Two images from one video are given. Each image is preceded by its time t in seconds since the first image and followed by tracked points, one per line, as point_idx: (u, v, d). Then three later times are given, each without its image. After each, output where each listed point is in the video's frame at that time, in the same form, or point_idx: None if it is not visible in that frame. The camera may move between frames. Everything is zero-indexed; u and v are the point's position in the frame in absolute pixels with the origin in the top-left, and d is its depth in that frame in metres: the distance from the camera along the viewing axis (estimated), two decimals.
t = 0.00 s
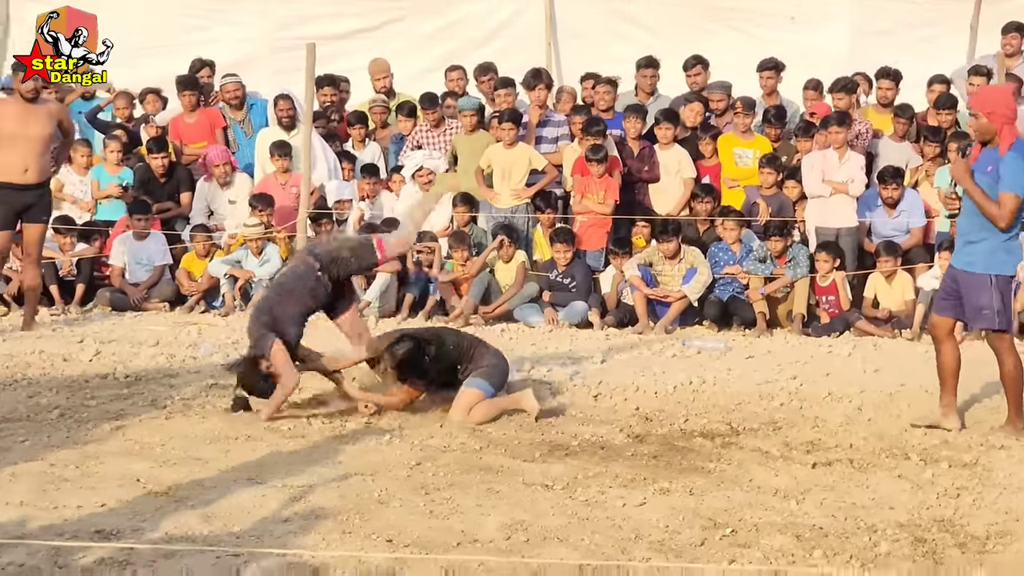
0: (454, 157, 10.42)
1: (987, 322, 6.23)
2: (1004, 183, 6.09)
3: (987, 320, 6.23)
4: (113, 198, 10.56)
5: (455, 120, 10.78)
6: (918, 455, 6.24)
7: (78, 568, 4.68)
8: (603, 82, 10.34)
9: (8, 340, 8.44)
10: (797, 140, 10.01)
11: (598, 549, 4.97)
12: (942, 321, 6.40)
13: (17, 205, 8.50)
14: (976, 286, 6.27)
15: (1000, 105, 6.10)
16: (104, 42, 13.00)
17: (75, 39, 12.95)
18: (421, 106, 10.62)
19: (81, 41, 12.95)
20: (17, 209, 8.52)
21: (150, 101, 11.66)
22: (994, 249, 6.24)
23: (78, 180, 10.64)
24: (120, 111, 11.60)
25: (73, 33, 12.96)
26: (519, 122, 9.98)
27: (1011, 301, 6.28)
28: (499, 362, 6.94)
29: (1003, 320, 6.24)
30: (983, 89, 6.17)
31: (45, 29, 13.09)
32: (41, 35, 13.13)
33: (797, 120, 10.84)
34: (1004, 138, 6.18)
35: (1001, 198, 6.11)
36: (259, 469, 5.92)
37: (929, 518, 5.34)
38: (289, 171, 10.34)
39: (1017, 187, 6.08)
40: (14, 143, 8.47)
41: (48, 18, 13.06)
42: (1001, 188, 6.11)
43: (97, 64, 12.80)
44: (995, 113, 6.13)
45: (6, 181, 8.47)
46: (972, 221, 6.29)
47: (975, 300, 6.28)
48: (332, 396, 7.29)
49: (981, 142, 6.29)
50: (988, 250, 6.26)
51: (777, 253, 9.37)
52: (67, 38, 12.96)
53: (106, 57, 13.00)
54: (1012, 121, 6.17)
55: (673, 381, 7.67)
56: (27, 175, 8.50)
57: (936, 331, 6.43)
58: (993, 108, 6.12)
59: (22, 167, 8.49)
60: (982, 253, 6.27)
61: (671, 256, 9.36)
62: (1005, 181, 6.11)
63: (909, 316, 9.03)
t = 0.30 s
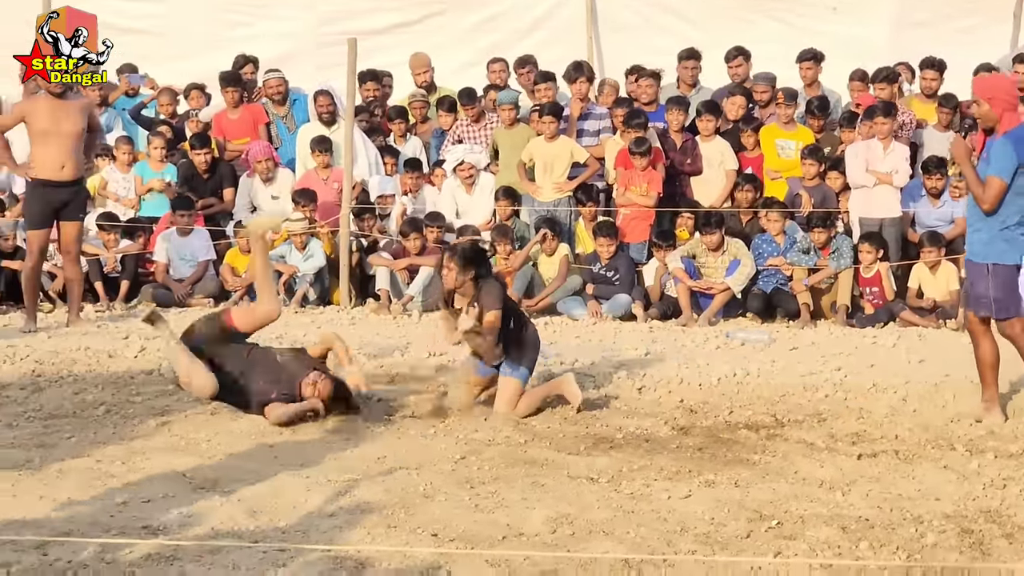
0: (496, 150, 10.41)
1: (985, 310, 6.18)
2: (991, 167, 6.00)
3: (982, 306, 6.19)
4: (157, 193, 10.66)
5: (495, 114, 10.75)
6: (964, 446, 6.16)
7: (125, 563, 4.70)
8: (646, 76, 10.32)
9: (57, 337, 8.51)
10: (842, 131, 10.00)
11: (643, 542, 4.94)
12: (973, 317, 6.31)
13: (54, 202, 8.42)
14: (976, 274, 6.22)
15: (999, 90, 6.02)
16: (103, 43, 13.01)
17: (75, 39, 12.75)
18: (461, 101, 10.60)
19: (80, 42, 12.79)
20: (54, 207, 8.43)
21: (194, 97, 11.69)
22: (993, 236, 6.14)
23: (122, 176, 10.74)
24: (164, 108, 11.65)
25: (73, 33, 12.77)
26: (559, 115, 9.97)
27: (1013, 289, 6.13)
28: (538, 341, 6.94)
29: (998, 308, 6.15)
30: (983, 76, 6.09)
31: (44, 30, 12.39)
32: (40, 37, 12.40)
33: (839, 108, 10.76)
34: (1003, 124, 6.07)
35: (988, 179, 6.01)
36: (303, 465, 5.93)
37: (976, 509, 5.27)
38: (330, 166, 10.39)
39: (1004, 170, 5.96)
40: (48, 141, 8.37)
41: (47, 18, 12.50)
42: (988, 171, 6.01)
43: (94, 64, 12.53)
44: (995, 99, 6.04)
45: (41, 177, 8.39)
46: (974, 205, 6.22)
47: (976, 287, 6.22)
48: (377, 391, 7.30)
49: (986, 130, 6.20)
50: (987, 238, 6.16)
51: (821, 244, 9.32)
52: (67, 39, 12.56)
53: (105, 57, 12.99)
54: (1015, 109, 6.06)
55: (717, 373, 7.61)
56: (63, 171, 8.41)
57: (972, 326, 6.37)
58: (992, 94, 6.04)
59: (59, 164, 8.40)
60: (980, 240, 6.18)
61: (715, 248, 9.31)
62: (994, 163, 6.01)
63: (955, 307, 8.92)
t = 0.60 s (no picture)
0: (543, 150, 10.42)
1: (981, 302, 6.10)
2: (997, 163, 5.95)
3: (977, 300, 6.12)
4: (204, 195, 10.71)
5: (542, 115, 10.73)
6: (1017, 444, 6.06)
7: (177, 565, 4.72)
8: (695, 77, 10.22)
9: (109, 340, 8.57)
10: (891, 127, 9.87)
11: (694, 542, 4.89)
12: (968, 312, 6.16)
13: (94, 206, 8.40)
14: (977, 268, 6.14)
15: (1001, 88, 5.96)
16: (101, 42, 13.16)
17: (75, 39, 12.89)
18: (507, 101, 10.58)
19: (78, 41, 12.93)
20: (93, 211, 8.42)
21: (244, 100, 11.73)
22: (997, 231, 6.05)
23: (169, 180, 10.79)
24: (213, 111, 11.72)
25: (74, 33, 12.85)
26: (606, 115, 9.91)
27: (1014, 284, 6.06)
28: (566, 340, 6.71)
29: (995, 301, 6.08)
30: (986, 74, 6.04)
31: (45, 29, 12.81)
32: (40, 35, 12.82)
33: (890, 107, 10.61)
34: (1007, 122, 6.01)
35: (994, 176, 5.97)
36: (353, 466, 5.94)
37: None
38: (378, 168, 10.43)
39: (1006, 166, 5.92)
40: (85, 146, 8.32)
41: (47, 17, 12.82)
42: (994, 168, 5.96)
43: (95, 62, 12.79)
44: (997, 96, 5.98)
45: (80, 182, 8.35)
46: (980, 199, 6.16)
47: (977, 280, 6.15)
48: (426, 392, 7.31)
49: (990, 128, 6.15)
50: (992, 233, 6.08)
51: (870, 242, 9.23)
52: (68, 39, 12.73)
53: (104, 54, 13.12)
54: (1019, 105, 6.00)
55: (766, 372, 7.54)
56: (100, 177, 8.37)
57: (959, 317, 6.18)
58: (993, 91, 5.98)
59: (98, 169, 8.36)
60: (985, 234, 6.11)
61: (764, 247, 9.24)
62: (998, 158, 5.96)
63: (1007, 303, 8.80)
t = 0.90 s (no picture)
0: (599, 153, 10.36)
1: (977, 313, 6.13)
2: (991, 171, 5.91)
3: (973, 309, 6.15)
4: (259, 200, 10.76)
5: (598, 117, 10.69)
6: None
7: (235, 569, 4.74)
8: (750, 78, 10.15)
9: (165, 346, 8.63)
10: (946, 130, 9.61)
11: (751, 546, 4.83)
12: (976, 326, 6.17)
13: (143, 212, 7.91)
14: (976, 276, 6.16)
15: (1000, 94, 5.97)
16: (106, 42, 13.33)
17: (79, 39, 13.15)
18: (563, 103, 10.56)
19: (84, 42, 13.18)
20: (142, 218, 7.94)
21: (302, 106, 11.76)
22: (994, 241, 6.06)
23: (224, 184, 10.87)
24: (268, 117, 11.77)
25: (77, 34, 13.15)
26: (659, 116, 9.85)
27: (1012, 300, 6.06)
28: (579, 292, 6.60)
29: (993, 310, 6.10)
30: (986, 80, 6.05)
31: (49, 30, 13.10)
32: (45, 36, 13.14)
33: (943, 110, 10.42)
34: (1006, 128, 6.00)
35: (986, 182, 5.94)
36: (408, 471, 5.94)
37: None
38: (432, 172, 10.43)
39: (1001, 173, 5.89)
40: (131, 154, 7.89)
41: (51, 18, 13.12)
42: (987, 176, 5.93)
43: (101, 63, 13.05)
44: (997, 102, 5.98)
45: (127, 189, 7.91)
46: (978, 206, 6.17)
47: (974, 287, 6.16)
48: (481, 396, 7.30)
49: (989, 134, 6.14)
50: (988, 243, 6.09)
51: (926, 243, 9.10)
52: (73, 39, 13.06)
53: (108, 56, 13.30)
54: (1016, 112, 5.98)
55: (821, 374, 7.44)
56: (148, 183, 7.92)
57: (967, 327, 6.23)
58: (994, 97, 5.98)
59: (145, 176, 7.92)
60: (983, 245, 6.13)
61: (818, 248, 9.14)
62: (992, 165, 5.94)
63: None
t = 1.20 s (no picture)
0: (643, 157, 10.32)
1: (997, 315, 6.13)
2: (989, 167, 6.00)
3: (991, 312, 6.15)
4: (304, 206, 10.85)
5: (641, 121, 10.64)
6: None
7: None
8: (795, 82, 10.07)
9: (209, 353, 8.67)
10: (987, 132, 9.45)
11: (795, 551, 4.77)
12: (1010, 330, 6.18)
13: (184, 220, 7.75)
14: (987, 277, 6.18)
15: (992, 90, 6.08)
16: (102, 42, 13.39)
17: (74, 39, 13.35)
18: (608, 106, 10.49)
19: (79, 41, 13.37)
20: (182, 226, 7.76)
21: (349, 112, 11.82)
22: (1002, 238, 6.10)
23: (268, 191, 10.94)
24: (312, 123, 11.82)
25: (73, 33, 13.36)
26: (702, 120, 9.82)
27: None
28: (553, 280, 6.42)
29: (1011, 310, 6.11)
30: (976, 79, 6.16)
31: (45, 29, 13.33)
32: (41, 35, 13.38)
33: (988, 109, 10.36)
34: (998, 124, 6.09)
35: (987, 178, 6.02)
36: (450, 477, 5.93)
37: None
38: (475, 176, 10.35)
39: (1001, 167, 5.97)
40: (169, 162, 7.67)
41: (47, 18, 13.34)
42: (986, 171, 6.03)
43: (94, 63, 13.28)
44: (989, 99, 6.08)
45: (168, 197, 7.71)
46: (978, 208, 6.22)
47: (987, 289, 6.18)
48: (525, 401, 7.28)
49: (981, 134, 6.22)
50: (994, 242, 6.14)
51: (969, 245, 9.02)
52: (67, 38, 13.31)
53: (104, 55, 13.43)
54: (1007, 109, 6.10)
55: (866, 378, 7.36)
56: (187, 190, 7.71)
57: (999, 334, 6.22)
58: (985, 95, 6.09)
59: (184, 183, 7.70)
60: (989, 245, 6.16)
61: (861, 251, 9.07)
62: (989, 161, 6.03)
63: None
